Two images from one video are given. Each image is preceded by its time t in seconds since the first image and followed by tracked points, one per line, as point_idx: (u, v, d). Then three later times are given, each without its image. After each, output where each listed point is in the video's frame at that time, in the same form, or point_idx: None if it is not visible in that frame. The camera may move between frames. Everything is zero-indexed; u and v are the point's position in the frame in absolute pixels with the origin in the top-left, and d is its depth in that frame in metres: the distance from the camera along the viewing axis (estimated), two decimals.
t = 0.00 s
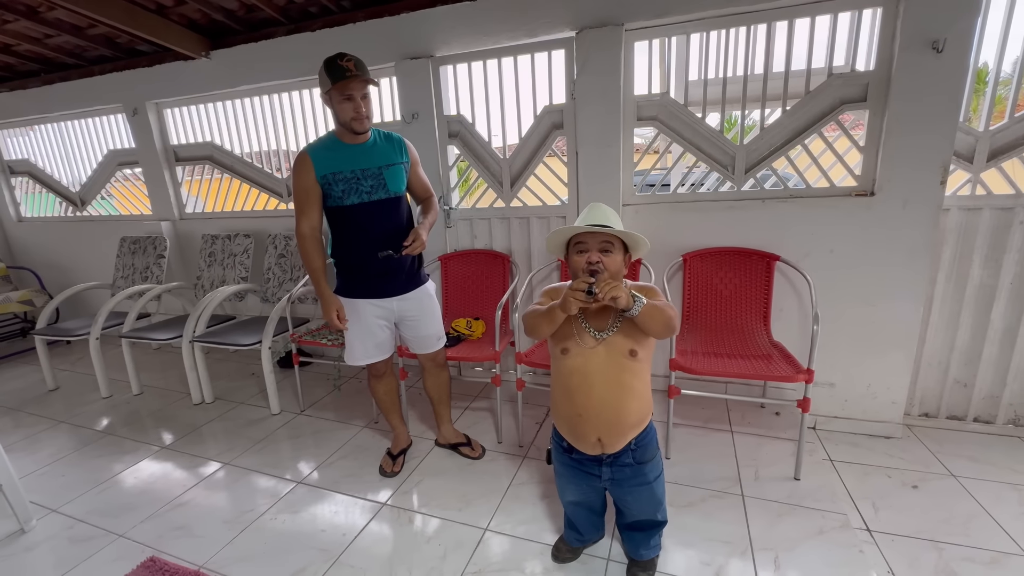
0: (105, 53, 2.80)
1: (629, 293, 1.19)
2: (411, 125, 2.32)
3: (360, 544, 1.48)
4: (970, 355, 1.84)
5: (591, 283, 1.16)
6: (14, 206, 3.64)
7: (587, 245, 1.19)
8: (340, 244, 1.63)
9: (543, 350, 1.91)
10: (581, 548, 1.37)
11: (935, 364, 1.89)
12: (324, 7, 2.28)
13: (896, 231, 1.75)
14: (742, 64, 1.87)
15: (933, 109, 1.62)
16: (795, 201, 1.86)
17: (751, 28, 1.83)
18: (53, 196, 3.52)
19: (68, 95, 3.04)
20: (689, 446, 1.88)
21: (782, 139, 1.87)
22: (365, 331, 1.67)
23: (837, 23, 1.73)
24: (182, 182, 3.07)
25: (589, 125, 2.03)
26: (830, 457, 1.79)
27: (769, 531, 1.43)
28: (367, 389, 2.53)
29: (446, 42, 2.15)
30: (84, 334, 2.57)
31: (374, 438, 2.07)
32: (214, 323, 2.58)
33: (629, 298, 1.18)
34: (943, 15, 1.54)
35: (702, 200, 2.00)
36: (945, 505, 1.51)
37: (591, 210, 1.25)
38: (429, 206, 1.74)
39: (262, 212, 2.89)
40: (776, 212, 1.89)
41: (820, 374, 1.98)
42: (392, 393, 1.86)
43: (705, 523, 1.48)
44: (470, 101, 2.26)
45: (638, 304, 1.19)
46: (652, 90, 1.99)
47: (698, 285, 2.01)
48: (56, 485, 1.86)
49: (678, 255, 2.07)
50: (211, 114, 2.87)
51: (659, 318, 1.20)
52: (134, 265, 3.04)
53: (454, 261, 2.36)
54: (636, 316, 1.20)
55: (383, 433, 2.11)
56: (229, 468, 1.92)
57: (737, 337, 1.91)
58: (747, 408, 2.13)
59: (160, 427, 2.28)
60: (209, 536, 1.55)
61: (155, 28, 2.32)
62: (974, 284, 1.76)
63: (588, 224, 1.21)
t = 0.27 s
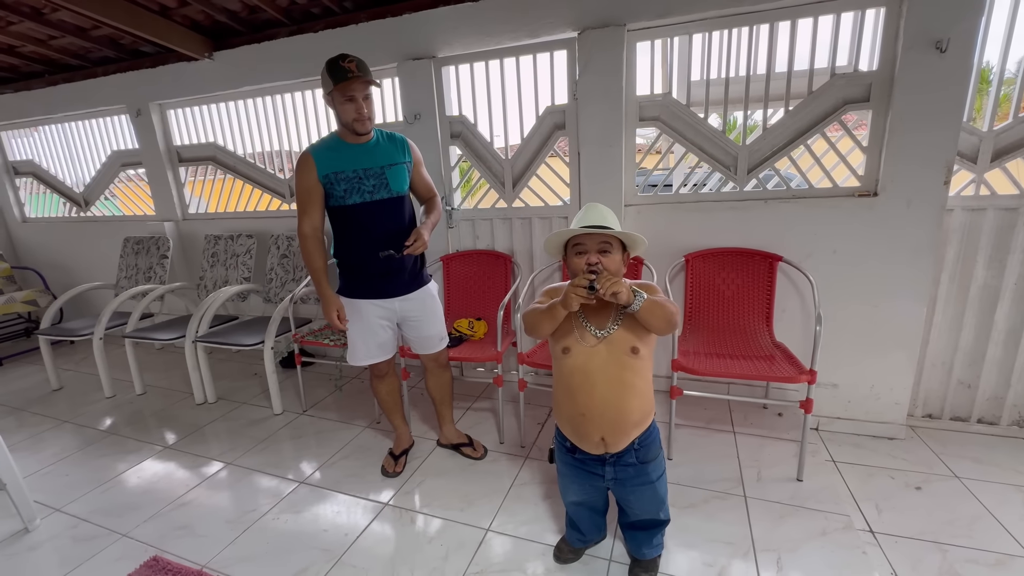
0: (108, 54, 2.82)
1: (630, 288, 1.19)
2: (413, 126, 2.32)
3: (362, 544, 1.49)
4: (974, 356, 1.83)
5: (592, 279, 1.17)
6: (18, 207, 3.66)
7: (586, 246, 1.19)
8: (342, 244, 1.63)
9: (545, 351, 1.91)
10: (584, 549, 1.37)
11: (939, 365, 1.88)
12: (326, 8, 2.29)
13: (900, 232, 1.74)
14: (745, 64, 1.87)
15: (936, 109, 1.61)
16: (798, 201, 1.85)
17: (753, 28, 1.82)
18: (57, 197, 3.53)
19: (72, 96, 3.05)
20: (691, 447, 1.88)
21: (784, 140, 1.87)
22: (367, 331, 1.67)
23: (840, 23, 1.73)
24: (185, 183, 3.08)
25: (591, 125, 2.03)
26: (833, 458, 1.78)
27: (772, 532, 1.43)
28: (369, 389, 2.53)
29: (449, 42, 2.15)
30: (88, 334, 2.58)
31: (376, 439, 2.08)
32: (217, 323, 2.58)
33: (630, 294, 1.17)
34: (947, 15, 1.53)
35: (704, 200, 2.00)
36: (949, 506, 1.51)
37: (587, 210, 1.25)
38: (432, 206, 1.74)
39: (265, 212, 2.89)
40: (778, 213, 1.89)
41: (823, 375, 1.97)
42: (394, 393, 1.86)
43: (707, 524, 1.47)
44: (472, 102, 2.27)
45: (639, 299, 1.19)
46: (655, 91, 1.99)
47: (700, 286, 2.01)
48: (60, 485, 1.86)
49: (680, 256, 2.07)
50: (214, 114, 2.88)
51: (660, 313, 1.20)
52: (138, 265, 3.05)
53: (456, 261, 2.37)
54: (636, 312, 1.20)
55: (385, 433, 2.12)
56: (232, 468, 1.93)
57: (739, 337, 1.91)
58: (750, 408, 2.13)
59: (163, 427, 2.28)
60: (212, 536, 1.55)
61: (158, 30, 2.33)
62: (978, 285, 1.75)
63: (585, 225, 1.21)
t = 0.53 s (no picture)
0: (111, 54, 2.82)
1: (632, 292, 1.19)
2: (415, 126, 2.32)
3: (363, 544, 1.49)
4: (977, 357, 1.83)
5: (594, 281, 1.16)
6: (21, 207, 3.67)
7: (588, 248, 1.19)
8: (343, 244, 1.63)
9: (546, 351, 1.91)
10: (585, 549, 1.37)
11: (942, 366, 1.88)
12: (328, 9, 2.29)
13: (902, 232, 1.74)
14: (746, 64, 1.86)
15: (939, 108, 1.60)
16: (799, 202, 1.85)
17: (755, 28, 1.82)
18: (60, 197, 3.54)
19: (75, 96, 3.06)
20: (692, 448, 1.88)
21: (786, 140, 1.86)
22: (368, 331, 1.67)
23: (842, 23, 1.72)
24: (187, 183, 3.09)
25: (592, 125, 2.02)
26: (835, 459, 1.78)
27: (774, 533, 1.43)
28: (371, 389, 2.53)
29: (450, 43, 2.15)
30: (90, 333, 2.58)
31: (377, 439, 2.08)
32: (218, 323, 2.59)
33: (631, 296, 1.17)
34: (949, 15, 1.53)
35: (705, 200, 2.00)
36: (951, 507, 1.50)
37: (588, 211, 1.25)
38: (434, 206, 1.74)
39: (267, 212, 2.90)
40: (780, 213, 1.89)
41: (825, 376, 1.97)
42: (396, 394, 1.86)
43: (709, 525, 1.47)
44: (474, 102, 2.27)
45: (641, 303, 1.19)
46: (656, 91, 1.99)
47: (702, 286, 2.01)
48: (62, 484, 1.87)
49: (682, 256, 2.07)
50: (216, 115, 2.88)
51: (661, 317, 1.20)
52: (140, 265, 3.06)
53: (458, 262, 2.37)
54: (638, 315, 1.20)
55: (386, 433, 2.12)
56: (233, 468, 1.93)
57: (740, 338, 1.90)
58: (751, 409, 2.12)
59: (165, 427, 2.29)
60: (213, 536, 1.55)
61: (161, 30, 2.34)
62: (981, 285, 1.75)
63: (585, 228, 1.21)
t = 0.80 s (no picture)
0: (113, 55, 2.83)
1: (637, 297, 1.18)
2: (416, 127, 2.33)
3: (364, 544, 1.49)
4: (979, 358, 1.82)
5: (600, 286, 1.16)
6: (23, 207, 3.68)
7: (593, 254, 1.18)
8: (344, 244, 1.64)
9: (547, 351, 1.91)
10: (586, 550, 1.36)
11: (944, 366, 1.87)
12: (330, 9, 2.30)
13: (904, 233, 1.73)
14: (748, 64, 1.86)
15: (941, 109, 1.60)
16: (801, 202, 1.85)
17: (757, 29, 1.82)
18: (62, 197, 3.55)
19: (78, 97, 3.07)
20: (693, 448, 1.87)
21: (788, 140, 1.86)
22: (370, 332, 1.67)
23: (844, 23, 1.72)
24: (189, 183, 3.09)
25: (594, 125, 2.02)
26: (837, 460, 1.77)
27: (775, 534, 1.42)
28: (372, 389, 2.54)
29: (452, 43, 2.15)
30: (92, 333, 2.59)
31: (378, 439, 2.08)
32: (220, 323, 2.59)
33: (638, 303, 1.18)
34: (951, 15, 1.53)
35: (707, 201, 2.00)
36: (953, 509, 1.50)
37: (590, 215, 1.24)
38: (435, 206, 1.74)
39: (268, 213, 2.90)
40: (782, 213, 1.88)
41: (827, 377, 1.97)
42: (397, 394, 1.86)
43: (710, 526, 1.47)
44: (475, 102, 2.27)
45: (647, 308, 1.19)
46: (658, 91, 1.99)
47: (703, 287, 2.00)
48: (64, 484, 1.87)
49: (683, 257, 2.07)
50: (217, 115, 2.89)
51: (666, 323, 1.20)
52: (142, 265, 3.07)
53: (459, 262, 2.37)
54: (644, 321, 1.20)
55: (387, 433, 2.12)
56: (234, 468, 1.93)
57: (742, 339, 1.90)
58: (753, 410, 2.12)
59: (167, 426, 2.29)
60: (215, 535, 1.56)
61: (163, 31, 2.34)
62: (984, 286, 1.74)
63: (588, 233, 1.19)
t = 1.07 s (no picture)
0: (114, 56, 2.84)
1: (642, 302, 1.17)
2: (417, 127, 2.33)
3: (365, 544, 1.49)
4: (981, 358, 1.82)
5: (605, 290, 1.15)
6: (25, 207, 3.68)
7: (597, 258, 1.17)
8: (345, 245, 1.64)
9: (548, 352, 1.91)
10: (587, 550, 1.36)
11: (945, 367, 1.87)
12: (330, 10, 2.30)
13: (905, 233, 1.73)
14: (749, 64, 1.86)
15: (942, 109, 1.60)
16: (802, 202, 1.85)
17: (757, 29, 1.82)
18: (64, 198, 3.56)
19: (79, 97, 3.08)
20: (694, 449, 1.87)
21: (788, 140, 1.86)
22: (371, 332, 1.68)
23: (845, 23, 1.72)
24: (190, 183, 3.10)
25: (594, 125, 2.02)
26: (838, 460, 1.77)
27: (776, 534, 1.42)
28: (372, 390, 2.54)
29: (452, 43, 2.15)
30: (93, 333, 2.59)
31: (379, 439, 2.08)
32: (221, 323, 2.60)
33: (642, 307, 1.16)
34: (953, 15, 1.53)
35: (707, 201, 2.00)
36: (955, 510, 1.49)
37: (593, 217, 1.23)
38: (436, 206, 1.75)
39: (269, 213, 2.91)
40: (783, 213, 1.88)
41: (828, 377, 1.96)
42: (398, 394, 1.86)
43: (711, 526, 1.47)
44: (476, 103, 2.27)
45: (651, 313, 1.18)
46: (658, 91, 1.99)
47: (703, 287, 2.00)
48: (66, 484, 1.88)
49: (684, 257, 2.06)
50: (218, 116, 2.89)
51: (670, 326, 1.20)
52: (143, 265, 3.07)
53: (459, 262, 2.37)
54: (648, 325, 1.19)
55: (388, 433, 2.12)
56: (235, 467, 1.93)
57: (743, 339, 1.90)
58: (753, 410, 2.12)
59: (168, 426, 2.29)
60: (216, 535, 1.56)
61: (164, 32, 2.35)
62: (985, 286, 1.74)
63: (593, 236, 1.18)
